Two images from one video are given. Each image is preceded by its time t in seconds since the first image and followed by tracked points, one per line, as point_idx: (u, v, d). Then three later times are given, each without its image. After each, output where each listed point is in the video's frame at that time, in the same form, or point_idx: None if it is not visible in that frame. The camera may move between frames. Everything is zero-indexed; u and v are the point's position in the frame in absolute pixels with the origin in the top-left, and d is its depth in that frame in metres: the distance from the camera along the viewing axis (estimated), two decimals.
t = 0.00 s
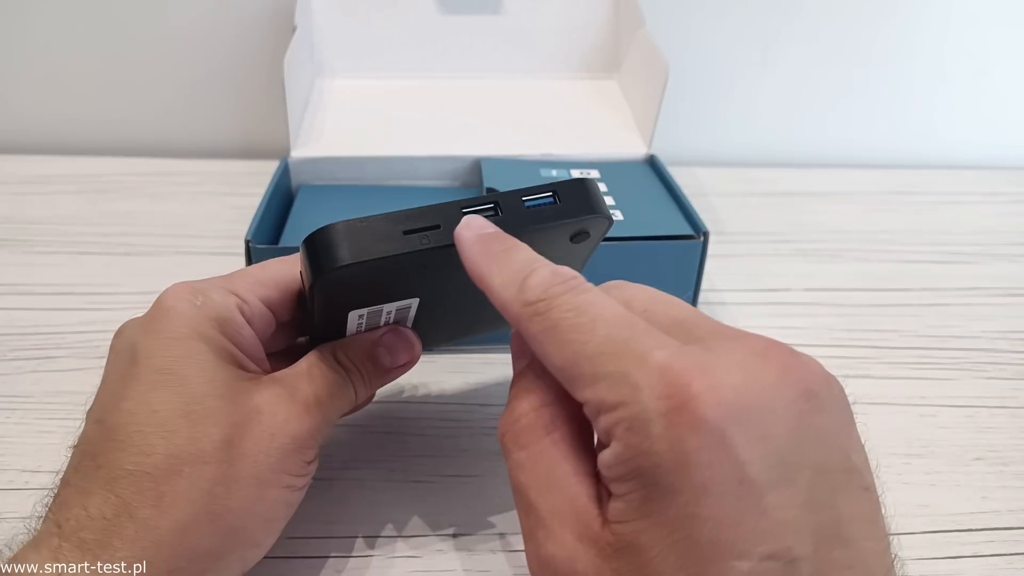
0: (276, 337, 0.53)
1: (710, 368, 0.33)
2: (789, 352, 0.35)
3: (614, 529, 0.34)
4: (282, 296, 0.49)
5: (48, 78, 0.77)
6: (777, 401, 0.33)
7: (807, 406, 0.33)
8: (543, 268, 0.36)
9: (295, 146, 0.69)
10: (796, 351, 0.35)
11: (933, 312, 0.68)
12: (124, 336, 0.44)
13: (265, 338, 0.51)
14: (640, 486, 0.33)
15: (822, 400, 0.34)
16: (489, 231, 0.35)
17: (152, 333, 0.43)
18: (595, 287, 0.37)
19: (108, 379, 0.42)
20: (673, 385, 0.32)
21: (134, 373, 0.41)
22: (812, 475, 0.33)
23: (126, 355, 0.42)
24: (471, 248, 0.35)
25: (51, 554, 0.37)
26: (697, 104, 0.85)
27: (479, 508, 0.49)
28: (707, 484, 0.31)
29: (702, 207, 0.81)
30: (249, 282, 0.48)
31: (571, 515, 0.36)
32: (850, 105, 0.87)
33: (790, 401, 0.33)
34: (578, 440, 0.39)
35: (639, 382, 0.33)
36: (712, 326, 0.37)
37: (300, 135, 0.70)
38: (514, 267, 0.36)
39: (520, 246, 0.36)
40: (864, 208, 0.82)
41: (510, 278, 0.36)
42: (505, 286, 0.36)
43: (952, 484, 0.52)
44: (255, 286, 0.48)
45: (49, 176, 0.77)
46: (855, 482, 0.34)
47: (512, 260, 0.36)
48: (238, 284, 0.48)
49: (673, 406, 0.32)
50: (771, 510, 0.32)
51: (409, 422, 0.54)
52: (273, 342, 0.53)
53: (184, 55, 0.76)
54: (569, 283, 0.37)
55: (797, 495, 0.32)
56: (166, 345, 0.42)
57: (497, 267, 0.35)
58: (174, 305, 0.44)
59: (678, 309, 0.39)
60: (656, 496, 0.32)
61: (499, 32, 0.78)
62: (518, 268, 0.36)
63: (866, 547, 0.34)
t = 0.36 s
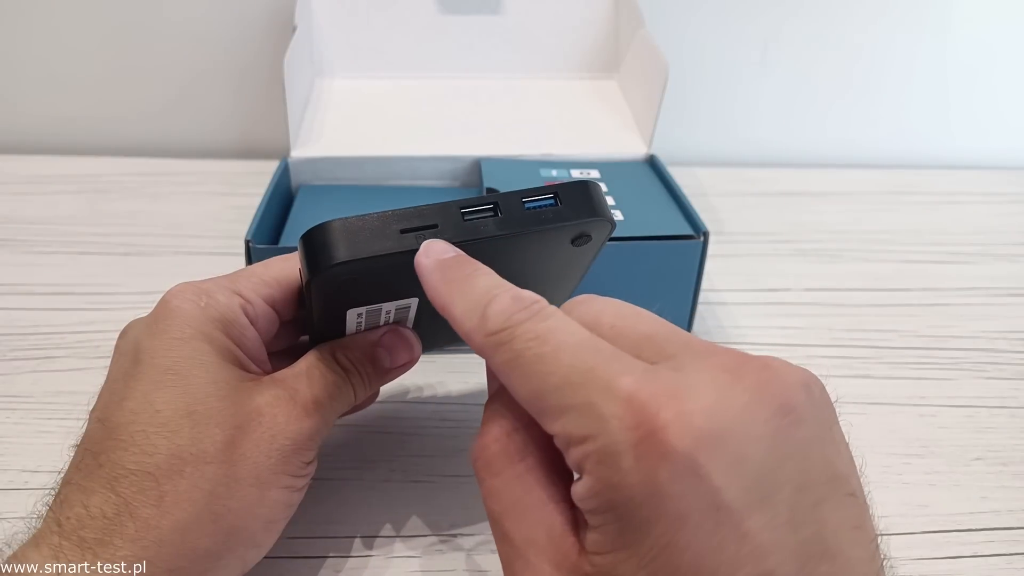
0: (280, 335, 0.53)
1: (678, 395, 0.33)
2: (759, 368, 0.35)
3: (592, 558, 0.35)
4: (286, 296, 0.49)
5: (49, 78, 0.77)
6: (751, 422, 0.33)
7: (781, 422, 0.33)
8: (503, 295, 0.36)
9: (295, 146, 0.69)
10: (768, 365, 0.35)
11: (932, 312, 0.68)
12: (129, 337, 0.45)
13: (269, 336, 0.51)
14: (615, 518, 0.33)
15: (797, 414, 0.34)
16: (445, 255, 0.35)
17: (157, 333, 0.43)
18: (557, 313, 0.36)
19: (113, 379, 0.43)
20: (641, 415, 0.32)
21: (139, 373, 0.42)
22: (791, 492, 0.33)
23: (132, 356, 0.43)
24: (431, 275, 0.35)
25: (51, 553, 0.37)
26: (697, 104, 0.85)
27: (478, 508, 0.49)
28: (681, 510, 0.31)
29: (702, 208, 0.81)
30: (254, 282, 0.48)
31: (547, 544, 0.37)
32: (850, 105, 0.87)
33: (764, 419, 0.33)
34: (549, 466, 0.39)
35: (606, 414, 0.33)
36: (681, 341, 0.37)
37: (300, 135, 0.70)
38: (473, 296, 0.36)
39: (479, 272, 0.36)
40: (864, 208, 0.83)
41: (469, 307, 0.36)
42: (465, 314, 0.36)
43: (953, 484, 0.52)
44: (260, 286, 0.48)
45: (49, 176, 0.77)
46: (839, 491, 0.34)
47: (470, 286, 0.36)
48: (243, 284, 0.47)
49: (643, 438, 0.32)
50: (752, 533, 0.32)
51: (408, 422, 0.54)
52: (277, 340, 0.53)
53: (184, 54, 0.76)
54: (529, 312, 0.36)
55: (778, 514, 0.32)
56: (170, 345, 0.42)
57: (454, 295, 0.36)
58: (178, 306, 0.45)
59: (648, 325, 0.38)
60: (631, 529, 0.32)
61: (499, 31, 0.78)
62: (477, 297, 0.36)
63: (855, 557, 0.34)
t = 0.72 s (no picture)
0: (284, 337, 0.53)
1: (659, 399, 0.33)
2: (740, 371, 0.35)
3: (581, 562, 0.34)
4: (290, 298, 0.49)
5: (48, 78, 0.77)
6: (731, 424, 0.33)
7: (762, 424, 0.33)
8: (491, 302, 0.36)
9: (296, 146, 0.69)
10: (749, 368, 0.35)
11: (932, 312, 0.68)
12: (132, 338, 0.45)
13: (274, 338, 0.51)
14: (602, 522, 0.33)
15: (778, 416, 0.34)
16: (437, 258, 0.35)
17: (160, 334, 0.43)
18: (543, 319, 0.36)
19: (116, 380, 0.43)
20: (622, 419, 0.32)
21: (141, 374, 0.42)
22: (774, 493, 0.33)
23: (134, 357, 0.43)
24: (422, 280, 0.35)
25: (51, 554, 0.37)
26: (697, 104, 0.85)
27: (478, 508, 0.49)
28: (664, 514, 0.31)
29: (701, 207, 0.81)
30: (258, 284, 0.48)
31: (539, 548, 0.36)
32: (850, 105, 0.87)
33: (744, 422, 0.33)
34: (542, 472, 0.39)
35: (589, 419, 0.33)
36: (665, 347, 0.37)
37: (299, 135, 0.70)
38: (463, 302, 0.36)
39: (471, 278, 0.36)
40: (864, 208, 0.83)
41: (459, 314, 0.36)
42: (454, 321, 0.36)
43: (952, 484, 0.53)
44: (264, 288, 0.48)
45: (48, 176, 0.77)
46: (823, 491, 0.34)
47: (460, 293, 0.36)
48: (247, 286, 0.47)
49: (624, 441, 0.32)
50: (735, 534, 0.32)
51: (409, 422, 0.54)
52: (281, 342, 0.53)
53: (184, 54, 0.76)
54: (516, 320, 0.36)
55: (761, 514, 0.32)
56: (173, 346, 0.42)
57: (444, 301, 0.36)
58: (182, 307, 0.45)
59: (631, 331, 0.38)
60: (616, 532, 0.32)
61: (499, 32, 0.78)
62: (466, 303, 0.36)
63: (842, 557, 0.33)
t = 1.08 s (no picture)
0: (285, 339, 0.53)
1: (649, 402, 0.33)
2: (729, 373, 0.35)
3: (574, 564, 0.34)
4: (290, 298, 0.49)
5: (49, 78, 0.77)
6: (720, 426, 0.33)
7: (752, 425, 0.34)
8: (487, 305, 0.36)
9: (295, 146, 0.69)
10: (738, 370, 0.35)
11: (933, 312, 0.68)
12: (132, 338, 0.45)
13: (274, 340, 0.51)
14: (594, 524, 0.33)
15: (768, 417, 0.34)
16: (433, 253, 0.35)
17: (159, 334, 0.43)
18: (538, 321, 0.36)
19: (115, 380, 0.43)
20: (613, 421, 0.32)
21: (140, 373, 0.42)
22: (765, 494, 0.33)
23: (134, 356, 0.43)
24: (417, 278, 0.35)
25: (46, 552, 0.37)
26: (697, 104, 0.85)
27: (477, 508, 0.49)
28: (655, 515, 0.31)
29: (701, 207, 0.81)
30: (258, 284, 0.48)
31: (535, 549, 0.37)
32: (849, 105, 0.87)
33: (734, 423, 0.33)
34: (539, 476, 0.39)
35: (579, 422, 0.33)
36: (657, 350, 0.37)
37: (299, 135, 0.70)
38: (458, 304, 0.36)
39: (467, 279, 0.36)
40: (864, 208, 0.83)
41: (454, 316, 0.36)
42: (450, 322, 0.36)
43: (952, 484, 0.53)
44: (264, 288, 0.48)
45: (48, 176, 0.77)
46: (816, 492, 0.34)
47: (455, 295, 0.36)
48: (247, 286, 0.48)
49: (615, 443, 0.32)
50: (726, 535, 0.32)
51: (408, 422, 0.54)
52: (283, 343, 0.53)
53: (184, 55, 0.76)
54: (511, 323, 0.35)
55: (752, 515, 0.32)
56: (171, 346, 0.42)
57: (439, 302, 0.36)
58: (182, 307, 0.45)
59: (623, 335, 0.38)
60: (608, 534, 0.32)
61: (499, 32, 0.78)
62: (461, 305, 0.36)
63: (837, 558, 0.33)
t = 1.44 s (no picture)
0: (286, 340, 0.53)
1: (649, 402, 0.33)
2: (729, 374, 0.35)
3: (575, 564, 0.34)
4: (290, 300, 0.49)
5: (49, 79, 0.77)
6: (719, 426, 0.33)
7: (751, 426, 0.34)
8: (489, 304, 0.35)
9: (295, 146, 0.69)
10: (738, 371, 0.35)
11: (933, 312, 0.68)
12: (133, 339, 0.45)
13: (275, 342, 0.51)
14: (594, 524, 0.33)
15: (768, 418, 0.34)
16: (435, 253, 0.35)
17: (160, 335, 0.43)
18: (540, 322, 0.36)
19: (115, 381, 0.43)
20: (612, 421, 0.32)
21: (140, 375, 0.42)
22: (765, 494, 0.33)
23: (134, 357, 0.43)
24: (419, 277, 0.35)
25: (44, 553, 0.37)
26: (697, 104, 0.85)
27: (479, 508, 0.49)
28: (654, 515, 0.31)
29: (701, 207, 0.81)
30: (259, 286, 0.48)
31: (536, 549, 0.37)
32: (849, 105, 0.87)
33: (733, 423, 0.33)
34: (541, 475, 0.39)
35: (579, 422, 0.33)
36: (657, 351, 0.37)
37: (299, 135, 0.70)
38: (460, 304, 0.36)
39: (468, 279, 0.36)
40: (864, 208, 0.83)
41: (456, 316, 0.36)
42: (451, 322, 0.36)
43: (952, 484, 0.53)
44: (264, 290, 0.48)
45: (47, 177, 0.77)
46: (817, 492, 0.34)
47: (457, 295, 0.36)
48: (248, 287, 0.48)
49: (614, 442, 0.32)
50: (726, 535, 0.32)
51: (409, 422, 0.54)
52: (284, 346, 0.53)
53: (185, 54, 0.76)
54: (512, 322, 0.35)
55: (752, 515, 0.32)
56: (171, 347, 0.42)
57: (440, 302, 0.36)
58: (182, 308, 0.45)
59: (623, 335, 0.38)
60: (608, 533, 0.32)
61: (499, 31, 0.78)
62: (463, 306, 0.36)
63: (838, 559, 0.33)
